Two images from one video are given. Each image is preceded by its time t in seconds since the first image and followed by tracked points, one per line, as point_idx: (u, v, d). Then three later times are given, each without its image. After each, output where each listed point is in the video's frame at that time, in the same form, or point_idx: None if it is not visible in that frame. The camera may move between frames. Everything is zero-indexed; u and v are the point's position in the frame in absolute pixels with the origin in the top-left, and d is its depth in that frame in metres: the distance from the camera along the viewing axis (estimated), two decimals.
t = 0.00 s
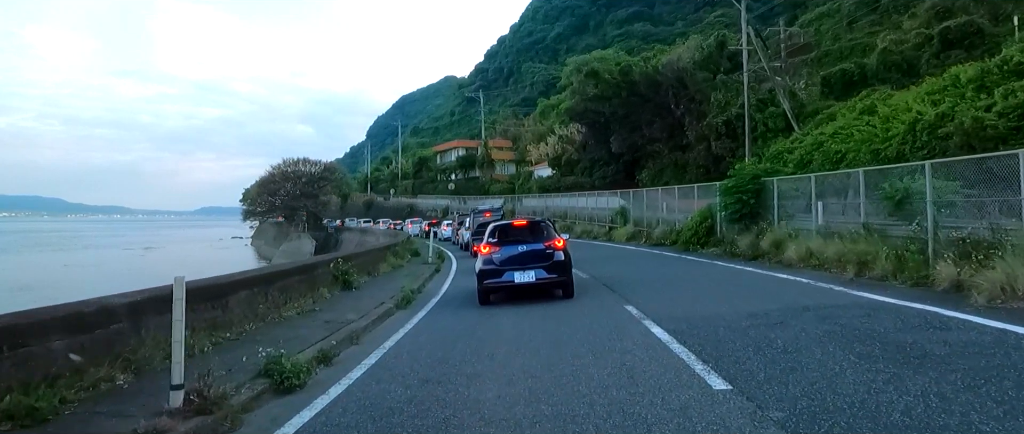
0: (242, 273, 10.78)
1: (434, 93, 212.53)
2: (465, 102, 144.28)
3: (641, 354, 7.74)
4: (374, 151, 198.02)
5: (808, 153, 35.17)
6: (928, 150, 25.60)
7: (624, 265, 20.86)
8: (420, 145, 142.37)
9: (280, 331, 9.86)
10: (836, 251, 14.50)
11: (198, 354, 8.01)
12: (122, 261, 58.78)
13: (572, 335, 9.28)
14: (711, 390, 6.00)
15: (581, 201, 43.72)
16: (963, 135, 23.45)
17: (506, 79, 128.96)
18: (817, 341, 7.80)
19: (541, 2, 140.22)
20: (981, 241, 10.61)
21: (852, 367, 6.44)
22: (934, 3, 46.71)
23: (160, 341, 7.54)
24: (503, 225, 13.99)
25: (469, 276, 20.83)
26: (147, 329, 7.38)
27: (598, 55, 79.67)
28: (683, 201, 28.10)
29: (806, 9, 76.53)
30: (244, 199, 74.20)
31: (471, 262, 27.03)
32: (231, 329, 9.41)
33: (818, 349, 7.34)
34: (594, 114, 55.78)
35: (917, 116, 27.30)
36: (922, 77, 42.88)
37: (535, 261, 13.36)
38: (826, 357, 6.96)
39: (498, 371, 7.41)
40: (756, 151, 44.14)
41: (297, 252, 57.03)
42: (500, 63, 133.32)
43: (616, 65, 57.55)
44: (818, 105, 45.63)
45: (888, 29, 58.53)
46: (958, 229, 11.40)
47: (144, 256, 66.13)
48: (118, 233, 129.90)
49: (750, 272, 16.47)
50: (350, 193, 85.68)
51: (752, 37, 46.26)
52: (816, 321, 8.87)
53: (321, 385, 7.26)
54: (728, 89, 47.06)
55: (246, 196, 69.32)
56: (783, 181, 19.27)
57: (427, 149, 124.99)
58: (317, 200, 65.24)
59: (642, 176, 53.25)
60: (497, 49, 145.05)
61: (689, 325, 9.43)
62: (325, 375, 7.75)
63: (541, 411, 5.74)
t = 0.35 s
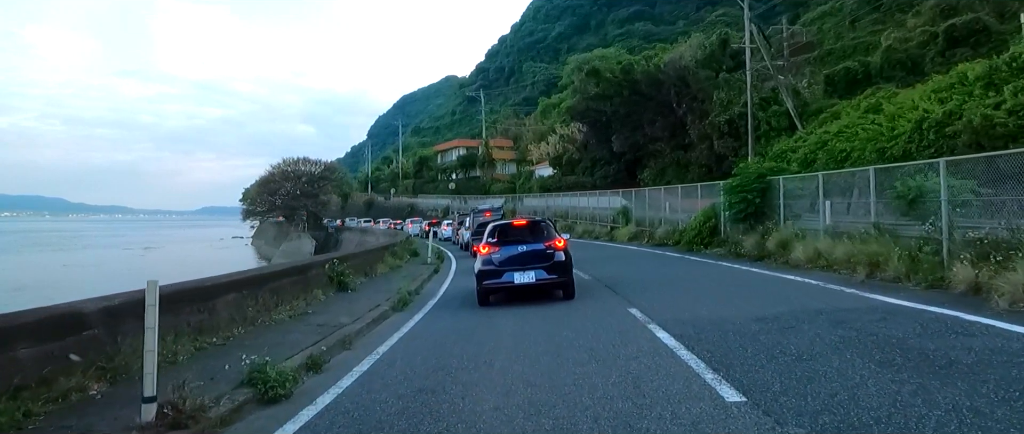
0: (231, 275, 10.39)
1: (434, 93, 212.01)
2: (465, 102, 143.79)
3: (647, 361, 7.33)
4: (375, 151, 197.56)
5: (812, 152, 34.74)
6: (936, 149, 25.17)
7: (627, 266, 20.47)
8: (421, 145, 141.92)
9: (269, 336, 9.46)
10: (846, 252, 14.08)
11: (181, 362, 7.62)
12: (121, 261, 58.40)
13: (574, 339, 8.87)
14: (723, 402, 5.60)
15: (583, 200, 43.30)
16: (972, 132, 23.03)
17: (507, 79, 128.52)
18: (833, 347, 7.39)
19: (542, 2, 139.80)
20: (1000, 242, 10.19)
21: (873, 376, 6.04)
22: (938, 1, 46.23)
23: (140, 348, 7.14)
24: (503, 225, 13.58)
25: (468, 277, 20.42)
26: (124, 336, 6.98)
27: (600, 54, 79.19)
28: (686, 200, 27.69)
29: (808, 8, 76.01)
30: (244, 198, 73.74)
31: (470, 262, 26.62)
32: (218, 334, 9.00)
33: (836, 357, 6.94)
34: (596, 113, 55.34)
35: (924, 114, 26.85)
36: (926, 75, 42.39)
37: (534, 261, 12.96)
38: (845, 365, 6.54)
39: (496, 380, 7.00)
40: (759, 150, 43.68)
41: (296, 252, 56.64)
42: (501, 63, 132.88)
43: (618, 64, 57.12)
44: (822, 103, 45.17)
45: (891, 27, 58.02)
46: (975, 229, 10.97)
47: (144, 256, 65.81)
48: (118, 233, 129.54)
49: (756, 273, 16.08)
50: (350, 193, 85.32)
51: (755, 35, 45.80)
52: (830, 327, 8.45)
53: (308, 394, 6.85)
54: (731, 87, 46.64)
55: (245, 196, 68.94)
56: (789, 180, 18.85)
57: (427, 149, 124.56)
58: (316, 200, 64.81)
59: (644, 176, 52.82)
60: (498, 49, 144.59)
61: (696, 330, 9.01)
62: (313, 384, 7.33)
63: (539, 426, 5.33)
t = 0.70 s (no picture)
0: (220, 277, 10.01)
1: (435, 93, 211.57)
2: (466, 102, 143.32)
3: (653, 369, 6.93)
4: (375, 152, 197.12)
5: (816, 151, 34.36)
6: (943, 148, 24.79)
7: (630, 266, 20.09)
8: (421, 144, 141.48)
9: (259, 340, 9.09)
10: (855, 252, 13.70)
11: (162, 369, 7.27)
12: (121, 261, 57.99)
13: (577, 345, 8.48)
14: (736, 416, 5.22)
15: (584, 200, 42.90)
16: (980, 131, 22.58)
17: (508, 79, 128.13)
18: (850, 354, 7.01)
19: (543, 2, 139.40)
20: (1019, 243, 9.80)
21: (896, 387, 5.66)
22: None
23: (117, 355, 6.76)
24: (502, 225, 13.20)
25: (468, 277, 20.03)
26: (101, 342, 6.60)
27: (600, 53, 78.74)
28: (688, 200, 27.31)
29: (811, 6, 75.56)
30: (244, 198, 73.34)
31: (470, 262, 26.24)
32: (205, 338, 8.63)
33: (854, 365, 6.56)
34: (597, 112, 54.92)
35: (930, 112, 26.45)
36: (931, 73, 41.77)
37: (535, 261, 12.58)
38: (862, 374, 6.18)
39: (495, 388, 6.61)
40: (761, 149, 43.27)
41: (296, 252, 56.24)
42: (502, 62, 132.45)
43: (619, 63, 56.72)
44: (825, 102, 44.73)
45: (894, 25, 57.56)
46: (992, 229, 10.57)
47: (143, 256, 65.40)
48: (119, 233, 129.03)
49: (762, 274, 15.68)
50: (350, 193, 84.95)
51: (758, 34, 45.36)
52: (845, 332, 8.06)
53: (296, 403, 6.48)
54: (733, 86, 46.25)
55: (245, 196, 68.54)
56: (795, 179, 18.45)
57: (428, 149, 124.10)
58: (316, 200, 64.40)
59: (646, 175, 52.42)
60: (499, 49, 144.17)
61: (703, 335, 8.62)
62: (301, 392, 6.95)
63: None
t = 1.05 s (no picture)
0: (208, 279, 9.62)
1: (436, 94, 211.26)
2: (467, 102, 142.93)
3: (660, 377, 6.56)
4: (376, 152, 196.70)
5: (820, 150, 33.95)
6: (950, 147, 24.43)
7: (632, 266, 19.70)
8: (422, 144, 141.19)
9: (247, 345, 8.73)
10: (865, 253, 13.34)
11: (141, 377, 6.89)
12: (121, 262, 57.64)
13: (579, 350, 8.10)
14: (753, 430, 4.84)
15: (585, 200, 42.50)
16: (989, 129, 22.23)
17: (509, 79, 127.78)
18: (868, 361, 6.63)
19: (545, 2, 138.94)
20: None
21: (921, 399, 5.28)
22: None
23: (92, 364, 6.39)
24: (502, 225, 12.83)
25: (468, 278, 19.65)
26: (75, 349, 6.24)
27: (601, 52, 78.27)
28: (691, 199, 26.94)
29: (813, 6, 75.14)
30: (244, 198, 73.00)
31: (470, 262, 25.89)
32: (190, 343, 8.26)
33: (874, 373, 6.17)
34: (598, 112, 54.56)
35: (937, 110, 26.08)
36: (935, 72, 41.28)
37: (535, 262, 12.21)
38: (884, 384, 5.80)
39: (491, 399, 6.24)
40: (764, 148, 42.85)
41: (296, 252, 55.89)
42: (503, 63, 132.18)
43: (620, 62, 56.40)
44: (828, 101, 44.33)
45: (897, 24, 57.11)
46: (1009, 230, 10.20)
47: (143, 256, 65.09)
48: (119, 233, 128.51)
49: (768, 275, 15.33)
50: (350, 193, 84.59)
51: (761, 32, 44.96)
52: (862, 338, 7.68)
53: (282, 416, 6.11)
54: (736, 85, 45.85)
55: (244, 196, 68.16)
56: (801, 178, 18.09)
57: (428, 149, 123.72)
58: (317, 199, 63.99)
59: (648, 175, 52.03)
60: (500, 49, 143.83)
61: (711, 340, 8.24)
62: (289, 402, 6.59)
63: None
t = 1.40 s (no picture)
0: (197, 282, 9.27)
1: (436, 94, 210.92)
2: (468, 102, 142.62)
3: (667, 386, 6.20)
4: (377, 152, 196.39)
5: (824, 150, 33.60)
6: (957, 145, 24.09)
7: (635, 267, 19.35)
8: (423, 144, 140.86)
9: (235, 351, 8.37)
10: (874, 254, 12.99)
11: (121, 386, 6.54)
12: (120, 262, 57.31)
13: (581, 356, 7.73)
14: None
15: (587, 200, 42.15)
16: (997, 128, 21.83)
17: (510, 79, 127.49)
18: (887, 368, 6.27)
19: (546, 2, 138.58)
20: None
21: (949, 413, 4.92)
22: None
23: (68, 372, 6.05)
24: (502, 225, 12.48)
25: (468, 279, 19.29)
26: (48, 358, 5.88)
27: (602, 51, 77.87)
28: (694, 199, 26.60)
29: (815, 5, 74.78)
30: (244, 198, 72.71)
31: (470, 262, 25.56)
32: (176, 349, 7.92)
33: (894, 383, 5.82)
34: (599, 111, 54.17)
35: (943, 109, 25.71)
36: (940, 71, 40.78)
37: (535, 263, 11.86)
38: (906, 395, 5.44)
39: (488, 411, 5.87)
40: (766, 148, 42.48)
41: (296, 252, 55.61)
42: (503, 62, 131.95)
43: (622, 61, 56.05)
44: (831, 100, 43.93)
45: (900, 23, 56.70)
46: None
47: (142, 256, 64.92)
48: (119, 233, 128.05)
49: (774, 276, 14.97)
50: (350, 193, 84.25)
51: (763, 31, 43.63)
52: (877, 344, 7.33)
53: (265, 428, 5.75)
54: (738, 84, 45.50)
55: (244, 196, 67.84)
56: (807, 178, 17.74)
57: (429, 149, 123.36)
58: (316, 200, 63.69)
59: (649, 175, 51.67)
60: (501, 48, 143.53)
61: (719, 345, 7.88)
62: (275, 412, 6.23)
63: None
